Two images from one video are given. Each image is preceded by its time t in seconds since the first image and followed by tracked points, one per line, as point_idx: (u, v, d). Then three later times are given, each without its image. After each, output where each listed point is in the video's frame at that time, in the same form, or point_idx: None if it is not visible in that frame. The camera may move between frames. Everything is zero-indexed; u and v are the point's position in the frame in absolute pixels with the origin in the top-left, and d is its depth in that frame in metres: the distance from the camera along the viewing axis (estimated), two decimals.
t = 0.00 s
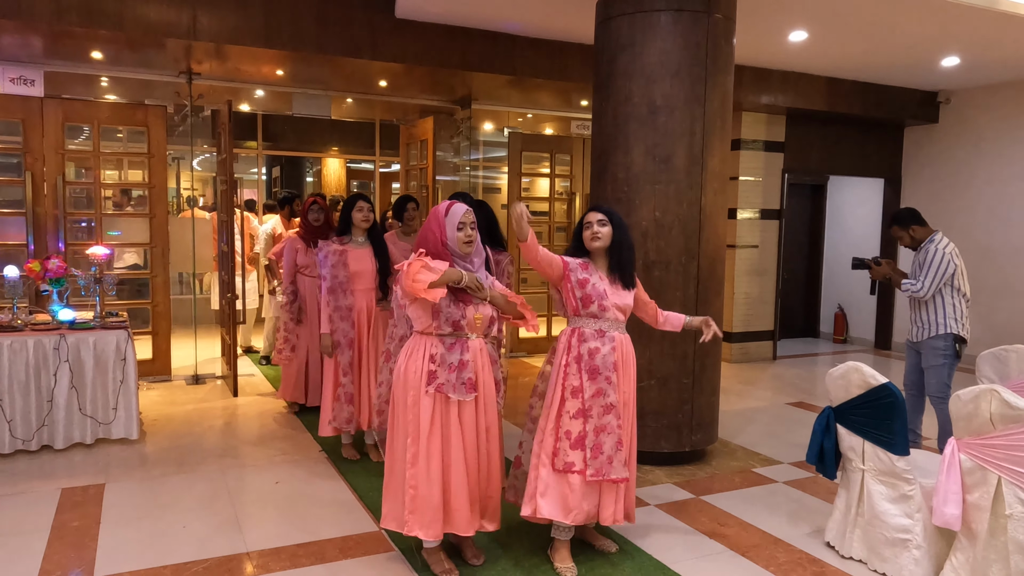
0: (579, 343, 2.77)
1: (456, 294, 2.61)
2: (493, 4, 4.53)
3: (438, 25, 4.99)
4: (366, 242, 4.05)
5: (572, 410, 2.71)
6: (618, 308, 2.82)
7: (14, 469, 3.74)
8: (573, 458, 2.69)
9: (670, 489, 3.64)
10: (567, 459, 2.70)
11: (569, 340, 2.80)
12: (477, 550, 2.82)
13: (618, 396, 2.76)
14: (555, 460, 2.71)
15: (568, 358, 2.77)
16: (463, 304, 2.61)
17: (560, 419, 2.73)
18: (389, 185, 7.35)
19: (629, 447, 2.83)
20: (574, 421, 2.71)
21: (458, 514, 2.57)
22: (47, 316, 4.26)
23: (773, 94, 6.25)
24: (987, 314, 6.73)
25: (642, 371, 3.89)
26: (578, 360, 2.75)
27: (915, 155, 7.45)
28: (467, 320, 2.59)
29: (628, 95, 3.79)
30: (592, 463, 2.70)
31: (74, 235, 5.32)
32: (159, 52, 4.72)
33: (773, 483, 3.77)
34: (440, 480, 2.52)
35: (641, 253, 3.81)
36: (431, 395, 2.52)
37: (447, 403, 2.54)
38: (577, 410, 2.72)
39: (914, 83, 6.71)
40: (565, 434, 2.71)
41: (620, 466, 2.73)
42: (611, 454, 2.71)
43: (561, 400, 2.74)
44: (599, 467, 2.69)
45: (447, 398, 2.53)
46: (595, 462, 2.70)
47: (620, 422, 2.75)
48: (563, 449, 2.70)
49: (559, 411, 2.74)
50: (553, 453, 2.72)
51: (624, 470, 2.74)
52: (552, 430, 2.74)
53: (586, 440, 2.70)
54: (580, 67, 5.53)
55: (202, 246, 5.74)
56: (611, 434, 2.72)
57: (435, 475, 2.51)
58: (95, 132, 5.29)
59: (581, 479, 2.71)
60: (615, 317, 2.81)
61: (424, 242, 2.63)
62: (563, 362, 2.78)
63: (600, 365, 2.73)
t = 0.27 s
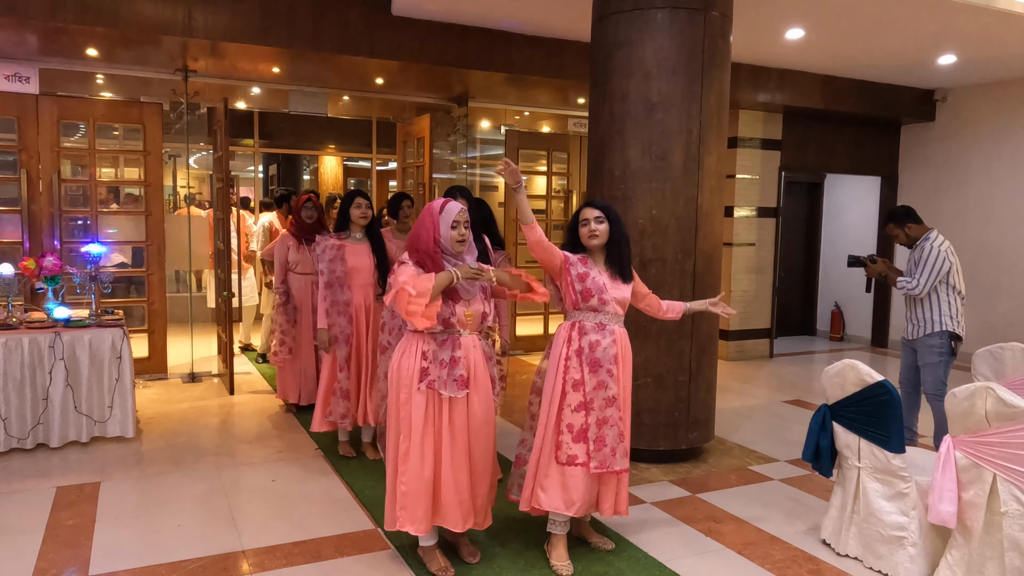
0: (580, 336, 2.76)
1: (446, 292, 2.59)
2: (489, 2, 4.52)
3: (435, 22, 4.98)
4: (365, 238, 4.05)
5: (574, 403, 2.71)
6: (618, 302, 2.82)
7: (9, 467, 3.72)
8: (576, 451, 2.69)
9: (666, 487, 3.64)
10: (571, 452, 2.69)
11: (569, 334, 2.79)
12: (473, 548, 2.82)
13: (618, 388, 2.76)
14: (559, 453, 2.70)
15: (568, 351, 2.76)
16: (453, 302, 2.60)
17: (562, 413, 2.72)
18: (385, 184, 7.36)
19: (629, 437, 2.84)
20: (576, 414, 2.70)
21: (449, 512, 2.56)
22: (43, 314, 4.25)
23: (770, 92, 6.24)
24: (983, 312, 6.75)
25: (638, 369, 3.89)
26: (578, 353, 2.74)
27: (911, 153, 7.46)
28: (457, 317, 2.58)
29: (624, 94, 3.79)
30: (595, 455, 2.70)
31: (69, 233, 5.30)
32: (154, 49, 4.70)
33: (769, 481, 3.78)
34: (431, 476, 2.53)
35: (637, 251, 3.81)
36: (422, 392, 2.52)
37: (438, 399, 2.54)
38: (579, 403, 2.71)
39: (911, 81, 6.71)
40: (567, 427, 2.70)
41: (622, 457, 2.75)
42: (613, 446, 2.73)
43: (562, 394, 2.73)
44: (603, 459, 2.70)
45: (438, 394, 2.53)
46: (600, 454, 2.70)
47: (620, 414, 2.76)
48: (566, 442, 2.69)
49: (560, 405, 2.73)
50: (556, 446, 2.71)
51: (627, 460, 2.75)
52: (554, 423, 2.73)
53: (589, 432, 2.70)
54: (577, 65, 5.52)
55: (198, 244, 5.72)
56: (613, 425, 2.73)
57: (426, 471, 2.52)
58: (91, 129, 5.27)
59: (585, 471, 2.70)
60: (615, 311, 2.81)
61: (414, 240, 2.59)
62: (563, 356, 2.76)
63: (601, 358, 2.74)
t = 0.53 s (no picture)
0: (578, 335, 2.76)
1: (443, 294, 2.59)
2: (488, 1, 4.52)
3: (433, 21, 4.97)
4: (364, 237, 4.04)
5: (573, 402, 2.70)
6: (614, 301, 2.82)
7: (6, 467, 3.72)
8: (576, 450, 2.68)
9: (664, 487, 3.65)
10: (571, 451, 2.68)
11: (566, 334, 2.78)
12: (471, 548, 2.81)
13: (616, 386, 2.77)
14: (559, 453, 2.68)
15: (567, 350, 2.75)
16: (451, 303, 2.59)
17: (561, 412, 2.71)
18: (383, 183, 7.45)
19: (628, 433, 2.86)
20: (576, 413, 2.69)
21: (447, 513, 2.54)
22: (40, 313, 4.24)
23: (769, 92, 6.24)
24: (981, 312, 6.75)
25: (637, 368, 3.89)
26: (577, 352, 2.74)
27: (910, 152, 7.46)
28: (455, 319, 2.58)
29: (622, 93, 3.79)
30: (596, 453, 2.71)
31: (67, 232, 5.30)
32: (152, 48, 4.69)
33: (767, 480, 3.78)
34: (430, 475, 2.53)
35: (636, 251, 3.81)
36: (420, 392, 2.52)
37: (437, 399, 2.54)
38: (578, 402, 2.70)
39: (909, 81, 6.71)
40: (566, 426, 2.69)
41: (622, 453, 2.79)
42: (613, 442, 2.75)
43: (560, 393, 2.72)
44: (604, 456, 2.72)
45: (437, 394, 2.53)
46: (601, 451, 2.72)
47: (620, 411, 2.78)
48: (566, 441, 2.68)
49: (559, 404, 2.72)
50: (555, 446, 2.70)
51: (626, 456, 2.79)
52: (553, 424, 2.71)
53: (588, 431, 2.70)
54: (575, 64, 5.52)
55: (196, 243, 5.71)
56: (612, 422, 2.75)
57: (424, 470, 2.52)
58: (88, 128, 5.26)
59: (587, 469, 2.71)
60: (611, 310, 2.81)
61: (411, 241, 2.57)
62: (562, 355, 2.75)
63: (599, 356, 2.74)
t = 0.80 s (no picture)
0: (576, 335, 2.76)
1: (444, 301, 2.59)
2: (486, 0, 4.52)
3: (431, 20, 4.97)
4: (362, 236, 4.04)
5: (572, 401, 2.70)
6: (611, 302, 2.80)
7: (4, 467, 3.72)
8: (577, 449, 2.68)
9: (663, 486, 3.65)
10: (572, 451, 2.68)
11: (565, 334, 2.78)
12: (470, 548, 2.81)
13: (614, 384, 2.78)
14: (559, 453, 2.68)
15: (565, 350, 2.75)
16: (450, 310, 2.59)
17: (560, 412, 2.71)
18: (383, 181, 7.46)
19: (627, 431, 2.86)
20: (575, 412, 2.70)
21: (450, 516, 2.54)
22: (38, 312, 4.24)
23: (767, 91, 6.24)
24: (980, 311, 6.76)
25: (635, 367, 3.89)
26: (575, 351, 2.74)
27: (908, 152, 7.47)
28: (454, 325, 2.58)
29: (620, 92, 3.79)
30: (596, 452, 2.71)
31: (65, 231, 5.29)
32: (150, 47, 4.69)
33: (766, 479, 3.78)
34: (429, 478, 2.53)
35: (634, 250, 3.81)
36: (418, 393, 2.52)
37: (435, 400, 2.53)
38: (577, 401, 2.71)
39: (907, 80, 6.72)
40: (566, 426, 2.69)
41: (621, 450, 2.80)
42: (613, 440, 2.75)
43: (559, 393, 2.72)
44: (604, 454, 2.72)
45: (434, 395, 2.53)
46: (601, 450, 2.72)
47: (618, 409, 2.78)
48: (566, 441, 2.68)
49: (558, 405, 2.72)
50: (556, 446, 2.70)
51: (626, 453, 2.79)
52: (553, 424, 2.72)
53: (588, 430, 2.70)
54: (573, 63, 5.52)
55: (194, 243, 5.70)
56: (611, 421, 2.75)
57: (424, 473, 2.52)
58: (86, 127, 5.26)
59: (588, 468, 2.70)
60: (609, 309, 2.80)
61: (412, 247, 2.56)
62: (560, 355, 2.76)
63: (596, 355, 2.74)
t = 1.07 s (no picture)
0: (574, 339, 2.76)
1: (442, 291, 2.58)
2: None
3: (430, 19, 4.97)
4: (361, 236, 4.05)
5: (572, 405, 2.70)
6: (607, 308, 2.82)
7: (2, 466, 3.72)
8: (579, 453, 2.67)
9: (661, 485, 3.65)
10: (573, 455, 2.67)
11: (562, 339, 2.78)
12: (468, 547, 2.81)
13: (612, 386, 2.78)
14: (561, 457, 2.68)
15: (563, 355, 2.76)
16: (449, 300, 2.59)
17: (560, 416, 2.71)
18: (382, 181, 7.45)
19: (627, 433, 2.86)
20: (575, 416, 2.69)
21: (452, 514, 2.54)
22: (37, 311, 4.23)
23: (766, 91, 6.24)
24: (978, 310, 6.77)
25: (634, 366, 3.89)
26: (572, 355, 2.74)
27: (907, 151, 7.47)
28: (453, 315, 2.58)
29: (619, 91, 3.79)
30: (598, 454, 2.70)
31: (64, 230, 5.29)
32: (148, 46, 4.68)
33: (764, 479, 3.79)
34: (429, 474, 2.53)
35: (633, 249, 3.81)
36: (419, 389, 2.52)
37: (436, 396, 2.54)
38: (577, 405, 2.70)
39: (906, 80, 6.72)
40: (567, 430, 2.68)
41: (622, 452, 2.79)
42: (614, 442, 2.74)
43: (559, 397, 2.72)
44: (605, 457, 2.71)
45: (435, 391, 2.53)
46: (602, 453, 2.71)
47: (617, 410, 2.78)
48: (567, 445, 2.68)
49: (558, 409, 2.72)
50: (558, 451, 2.70)
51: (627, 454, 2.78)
52: (553, 428, 2.72)
53: (589, 433, 2.69)
54: (572, 62, 5.52)
55: (193, 242, 5.69)
56: (611, 423, 2.74)
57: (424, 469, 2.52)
58: (84, 127, 5.25)
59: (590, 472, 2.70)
60: (605, 315, 2.82)
61: (409, 239, 2.56)
62: (558, 360, 2.76)
63: (593, 358, 2.73)
